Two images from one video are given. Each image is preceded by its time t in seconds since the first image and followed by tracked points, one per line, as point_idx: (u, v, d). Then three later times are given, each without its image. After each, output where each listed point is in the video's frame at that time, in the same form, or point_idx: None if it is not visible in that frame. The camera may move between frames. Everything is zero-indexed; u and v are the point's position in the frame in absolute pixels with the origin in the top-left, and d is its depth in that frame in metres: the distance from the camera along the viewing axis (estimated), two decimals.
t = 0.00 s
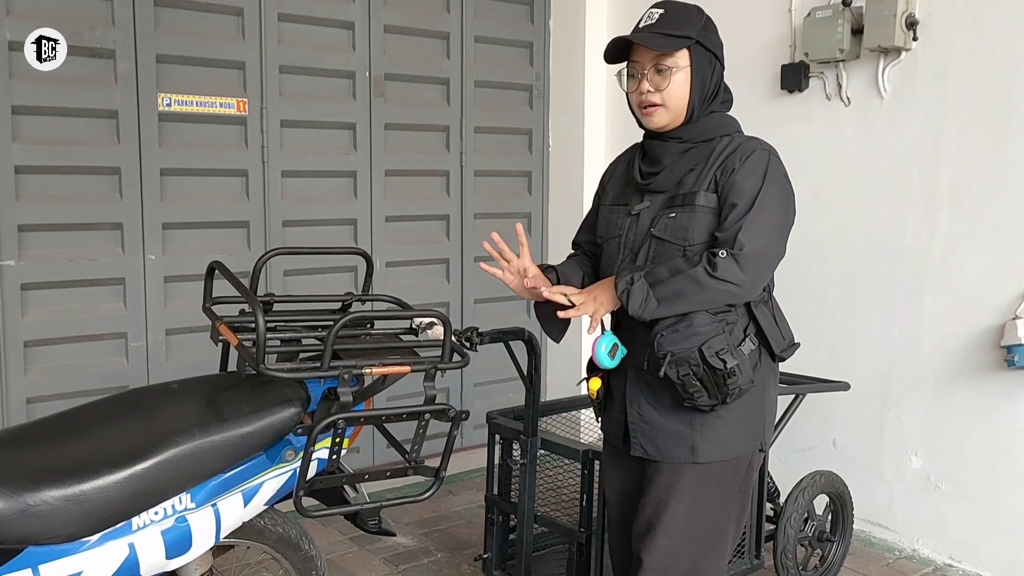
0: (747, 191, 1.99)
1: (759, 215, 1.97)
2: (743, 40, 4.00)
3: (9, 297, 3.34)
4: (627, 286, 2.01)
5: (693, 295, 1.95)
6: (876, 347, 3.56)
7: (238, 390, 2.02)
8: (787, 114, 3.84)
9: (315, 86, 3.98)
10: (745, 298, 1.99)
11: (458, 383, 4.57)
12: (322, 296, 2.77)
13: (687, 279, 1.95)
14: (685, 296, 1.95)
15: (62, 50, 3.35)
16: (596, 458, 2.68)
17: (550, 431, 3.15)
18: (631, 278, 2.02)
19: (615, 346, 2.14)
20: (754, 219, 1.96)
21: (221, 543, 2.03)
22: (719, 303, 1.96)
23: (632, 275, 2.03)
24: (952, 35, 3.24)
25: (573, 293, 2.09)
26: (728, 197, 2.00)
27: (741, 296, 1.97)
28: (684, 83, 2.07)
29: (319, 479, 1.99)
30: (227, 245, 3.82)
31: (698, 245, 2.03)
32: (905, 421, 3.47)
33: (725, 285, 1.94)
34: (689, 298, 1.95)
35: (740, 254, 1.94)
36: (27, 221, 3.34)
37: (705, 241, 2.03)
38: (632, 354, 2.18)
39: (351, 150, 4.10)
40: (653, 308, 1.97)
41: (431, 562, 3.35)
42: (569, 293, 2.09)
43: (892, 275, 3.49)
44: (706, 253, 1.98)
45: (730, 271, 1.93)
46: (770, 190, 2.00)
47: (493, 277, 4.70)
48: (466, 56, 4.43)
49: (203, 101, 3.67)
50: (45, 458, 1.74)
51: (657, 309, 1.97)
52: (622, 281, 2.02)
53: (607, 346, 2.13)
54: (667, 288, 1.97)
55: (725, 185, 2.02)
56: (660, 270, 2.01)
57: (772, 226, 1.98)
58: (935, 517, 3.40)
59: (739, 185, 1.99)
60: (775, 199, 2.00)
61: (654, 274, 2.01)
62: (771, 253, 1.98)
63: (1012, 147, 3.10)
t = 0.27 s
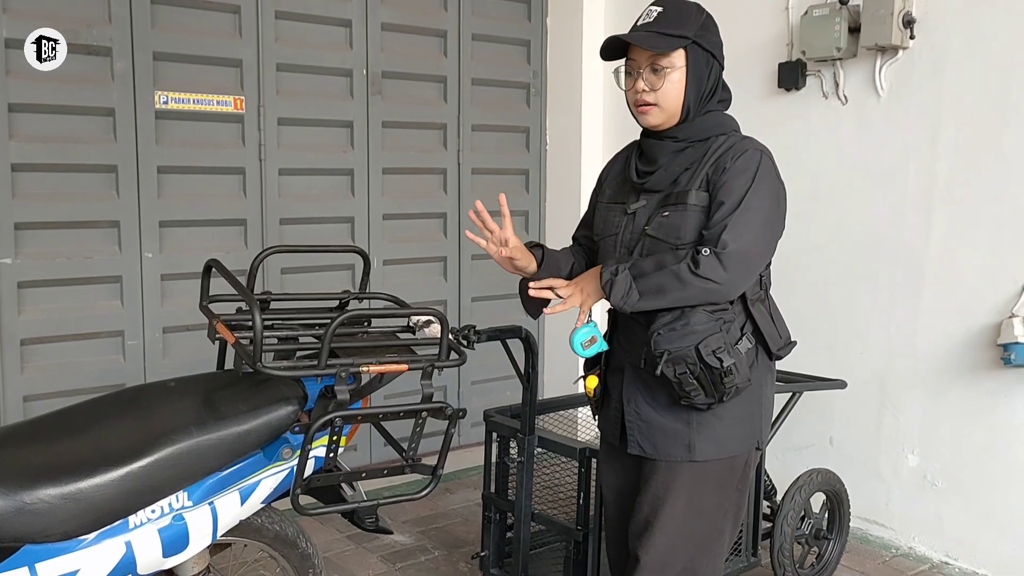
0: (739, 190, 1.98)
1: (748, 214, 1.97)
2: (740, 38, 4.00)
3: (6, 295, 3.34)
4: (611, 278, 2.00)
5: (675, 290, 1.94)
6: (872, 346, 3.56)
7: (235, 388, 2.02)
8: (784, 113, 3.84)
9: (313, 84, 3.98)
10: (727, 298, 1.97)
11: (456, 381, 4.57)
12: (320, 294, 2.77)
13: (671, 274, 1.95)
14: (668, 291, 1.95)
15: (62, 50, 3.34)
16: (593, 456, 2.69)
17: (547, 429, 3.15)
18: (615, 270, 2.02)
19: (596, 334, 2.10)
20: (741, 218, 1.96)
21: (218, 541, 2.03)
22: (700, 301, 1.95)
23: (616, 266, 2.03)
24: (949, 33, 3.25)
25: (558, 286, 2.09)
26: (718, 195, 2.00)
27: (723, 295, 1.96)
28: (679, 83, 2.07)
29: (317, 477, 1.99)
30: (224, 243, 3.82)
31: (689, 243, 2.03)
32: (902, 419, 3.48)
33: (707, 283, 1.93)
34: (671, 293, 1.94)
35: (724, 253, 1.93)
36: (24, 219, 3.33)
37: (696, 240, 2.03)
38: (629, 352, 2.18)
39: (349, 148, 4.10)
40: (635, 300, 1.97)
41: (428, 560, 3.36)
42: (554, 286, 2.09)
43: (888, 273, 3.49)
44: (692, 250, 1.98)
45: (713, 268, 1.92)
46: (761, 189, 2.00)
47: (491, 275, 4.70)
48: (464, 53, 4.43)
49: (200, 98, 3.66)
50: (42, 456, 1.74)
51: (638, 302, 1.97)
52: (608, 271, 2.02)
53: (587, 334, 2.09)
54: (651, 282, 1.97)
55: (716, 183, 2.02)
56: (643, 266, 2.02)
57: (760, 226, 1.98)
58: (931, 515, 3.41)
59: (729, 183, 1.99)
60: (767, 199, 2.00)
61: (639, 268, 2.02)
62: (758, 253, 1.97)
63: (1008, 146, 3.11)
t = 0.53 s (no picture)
0: (733, 189, 1.99)
1: (741, 213, 1.97)
2: (740, 39, 4.00)
3: (6, 296, 3.34)
4: (602, 270, 2.02)
5: (665, 285, 1.94)
6: (871, 346, 3.57)
7: (235, 389, 2.02)
8: (783, 113, 3.84)
9: (312, 85, 3.98)
10: (716, 296, 1.97)
11: (455, 382, 4.57)
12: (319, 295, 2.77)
13: (662, 269, 1.95)
14: (658, 286, 1.95)
15: (62, 50, 3.34)
16: (593, 457, 2.69)
17: (547, 430, 3.15)
18: (607, 263, 2.03)
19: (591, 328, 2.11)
20: (734, 216, 1.96)
21: (218, 542, 2.03)
22: (688, 297, 1.95)
23: (609, 260, 2.04)
24: (948, 34, 3.25)
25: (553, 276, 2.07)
26: (712, 194, 2.00)
27: (712, 293, 1.95)
28: (679, 82, 2.07)
29: (316, 478, 1.99)
30: (224, 244, 3.82)
31: (682, 241, 2.03)
32: (901, 420, 3.48)
33: (697, 279, 1.92)
34: (660, 287, 1.95)
35: (714, 249, 1.93)
36: (23, 219, 3.33)
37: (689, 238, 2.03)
38: (625, 352, 2.18)
39: (348, 149, 4.10)
40: (625, 294, 1.98)
41: (428, 561, 3.36)
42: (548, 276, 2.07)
43: (887, 274, 3.49)
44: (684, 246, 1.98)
45: (703, 264, 1.92)
46: (755, 189, 2.00)
47: (490, 276, 4.70)
48: (463, 54, 4.43)
49: (200, 99, 3.66)
50: (41, 456, 1.74)
51: (628, 295, 1.98)
52: (599, 265, 2.03)
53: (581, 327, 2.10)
54: (642, 276, 1.97)
55: (710, 182, 2.02)
56: (635, 258, 2.02)
57: (753, 225, 1.98)
58: (930, 515, 3.41)
59: (724, 183, 1.99)
60: (762, 199, 2.00)
61: (630, 261, 2.01)
62: (749, 252, 1.97)
63: (1007, 147, 3.11)
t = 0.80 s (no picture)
0: (744, 192, 2.00)
1: (752, 216, 1.98)
2: (742, 43, 4.00)
3: (7, 298, 3.34)
4: (611, 275, 1.98)
5: (677, 288, 1.94)
6: (873, 350, 3.56)
7: (237, 391, 2.02)
8: (785, 117, 3.84)
9: (315, 88, 3.99)
10: (726, 298, 1.98)
11: (456, 385, 4.57)
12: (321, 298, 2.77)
13: (674, 271, 1.94)
14: (669, 288, 1.94)
15: (63, 50, 3.35)
16: (594, 460, 2.69)
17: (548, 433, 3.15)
18: (614, 267, 2.00)
19: (594, 333, 2.11)
20: (745, 219, 1.97)
21: (219, 545, 2.04)
22: (699, 299, 1.95)
23: (618, 264, 2.00)
24: (950, 38, 3.25)
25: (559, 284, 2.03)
26: (722, 196, 2.00)
27: (723, 294, 1.96)
28: (690, 84, 2.08)
29: (318, 481, 2.00)
30: (226, 246, 3.82)
31: (690, 243, 2.03)
32: (902, 424, 3.47)
33: (709, 281, 1.93)
34: (671, 291, 1.94)
35: (728, 251, 1.94)
36: (25, 222, 3.33)
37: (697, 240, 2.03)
38: (626, 355, 2.18)
39: (350, 152, 4.11)
40: (637, 299, 1.95)
41: (429, 564, 3.35)
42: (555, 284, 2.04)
43: (889, 278, 3.49)
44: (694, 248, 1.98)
45: (716, 267, 1.93)
46: (765, 192, 2.01)
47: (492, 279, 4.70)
48: (465, 57, 4.44)
49: (202, 102, 3.67)
50: (42, 459, 1.74)
51: (639, 301, 1.95)
52: (607, 270, 1.99)
53: (586, 333, 2.10)
54: (653, 280, 1.95)
55: (720, 185, 2.02)
56: (644, 262, 2.00)
57: (763, 228, 1.99)
58: (932, 519, 3.40)
59: (734, 185, 2.00)
60: (771, 202, 2.02)
61: (639, 265, 2.00)
62: (759, 255, 1.98)
63: (1009, 151, 3.11)
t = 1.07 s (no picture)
0: (757, 197, 2.01)
1: (765, 221, 1.99)
2: (746, 46, 4.00)
3: (11, 298, 3.34)
4: (624, 275, 1.97)
5: (690, 289, 1.94)
6: (877, 353, 3.56)
7: (241, 392, 2.02)
8: (790, 120, 3.84)
9: (319, 89, 3.99)
10: (737, 300, 1.99)
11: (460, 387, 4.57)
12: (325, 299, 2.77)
13: (687, 273, 1.94)
14: (681, 290, 1.94)
15: (63, 48, 3.34)
16: (597, 463, 2.68)
17: (551, 435, 3.14)
18: (626, 267, 1.99)
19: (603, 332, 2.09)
20: (758, 223, 1.98)
21: (222, 545, 2.04)
22: (712, 300, 1.95)
23: (630, 264, 1.99)
24: (955, 42, 3.25)
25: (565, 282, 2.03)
26: (734, 199, 2.01)
27: (734, 296, 1.97)
28: (703, 86, 2.07)
29: (321, 482, 2.00)
30: (229, 247, 3.82)
31: (701, 245, 2.03)
32: (906, 427, 3.47)
33: (723, 283, 1.94)
34: (684, 292, 1.94)
35: (742, 254, 1.95)
36: (30, 222, 3.34)
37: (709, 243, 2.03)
38: (631, 357, 2.18)
39: (354, 153, 4.11)
40: (650, 299, 1.94)
41: (432, 566, 3.35)
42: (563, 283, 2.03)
43: (894, 281, 3.48)
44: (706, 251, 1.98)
45: (728, 269, 1.93)
46: (776, 197, 2.03)
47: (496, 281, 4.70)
48: (470, 59, 4.44)
49: (207, 103, 3.67)
50: (46, 459, 1.74)
51: (651, 301, 1.94)
52: (619, 269, 1.98)
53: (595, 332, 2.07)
54: (666, 280, 1.95)
55: (733, 188, 2.03)
56: (657, 262, 2.00)
57: (775, 232, 2.00)
58: (936, 524, 3.40)
59: (747, 189, 2.01)
60: (782, 207, 2.03)
61: (652, 266, 2.00)
62: (771, 259, 2.00)
63: (1014, 155, 3.11)
